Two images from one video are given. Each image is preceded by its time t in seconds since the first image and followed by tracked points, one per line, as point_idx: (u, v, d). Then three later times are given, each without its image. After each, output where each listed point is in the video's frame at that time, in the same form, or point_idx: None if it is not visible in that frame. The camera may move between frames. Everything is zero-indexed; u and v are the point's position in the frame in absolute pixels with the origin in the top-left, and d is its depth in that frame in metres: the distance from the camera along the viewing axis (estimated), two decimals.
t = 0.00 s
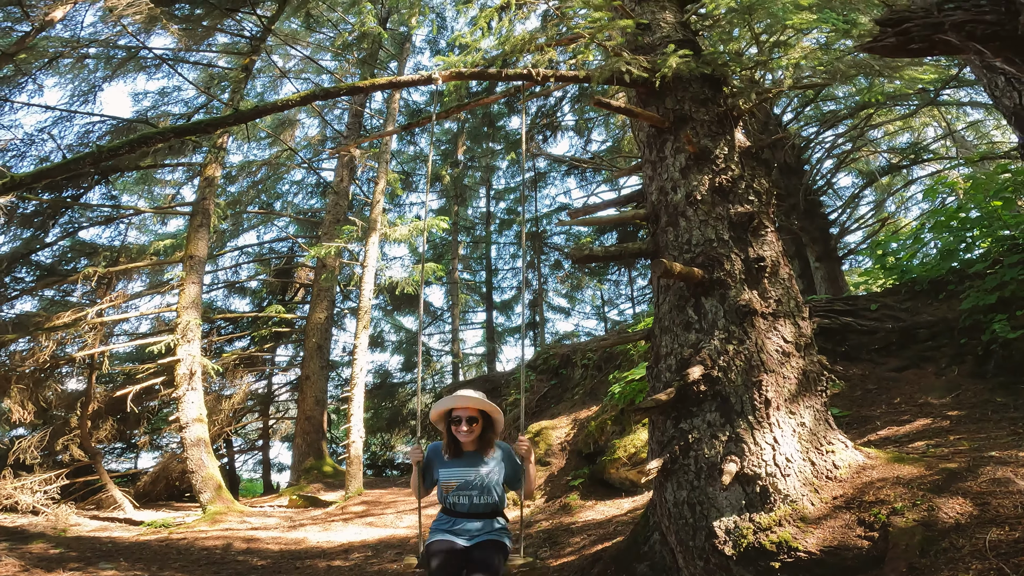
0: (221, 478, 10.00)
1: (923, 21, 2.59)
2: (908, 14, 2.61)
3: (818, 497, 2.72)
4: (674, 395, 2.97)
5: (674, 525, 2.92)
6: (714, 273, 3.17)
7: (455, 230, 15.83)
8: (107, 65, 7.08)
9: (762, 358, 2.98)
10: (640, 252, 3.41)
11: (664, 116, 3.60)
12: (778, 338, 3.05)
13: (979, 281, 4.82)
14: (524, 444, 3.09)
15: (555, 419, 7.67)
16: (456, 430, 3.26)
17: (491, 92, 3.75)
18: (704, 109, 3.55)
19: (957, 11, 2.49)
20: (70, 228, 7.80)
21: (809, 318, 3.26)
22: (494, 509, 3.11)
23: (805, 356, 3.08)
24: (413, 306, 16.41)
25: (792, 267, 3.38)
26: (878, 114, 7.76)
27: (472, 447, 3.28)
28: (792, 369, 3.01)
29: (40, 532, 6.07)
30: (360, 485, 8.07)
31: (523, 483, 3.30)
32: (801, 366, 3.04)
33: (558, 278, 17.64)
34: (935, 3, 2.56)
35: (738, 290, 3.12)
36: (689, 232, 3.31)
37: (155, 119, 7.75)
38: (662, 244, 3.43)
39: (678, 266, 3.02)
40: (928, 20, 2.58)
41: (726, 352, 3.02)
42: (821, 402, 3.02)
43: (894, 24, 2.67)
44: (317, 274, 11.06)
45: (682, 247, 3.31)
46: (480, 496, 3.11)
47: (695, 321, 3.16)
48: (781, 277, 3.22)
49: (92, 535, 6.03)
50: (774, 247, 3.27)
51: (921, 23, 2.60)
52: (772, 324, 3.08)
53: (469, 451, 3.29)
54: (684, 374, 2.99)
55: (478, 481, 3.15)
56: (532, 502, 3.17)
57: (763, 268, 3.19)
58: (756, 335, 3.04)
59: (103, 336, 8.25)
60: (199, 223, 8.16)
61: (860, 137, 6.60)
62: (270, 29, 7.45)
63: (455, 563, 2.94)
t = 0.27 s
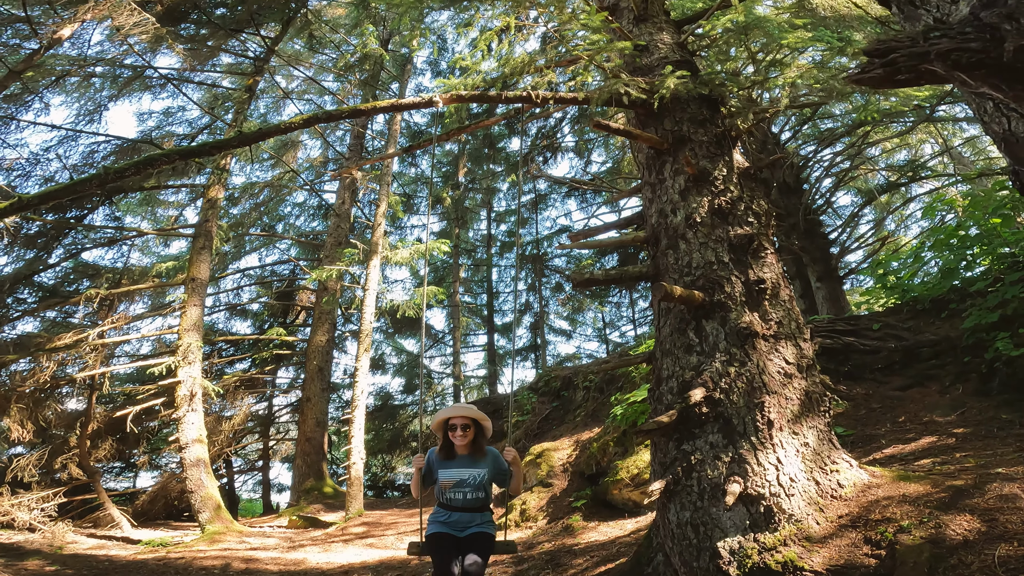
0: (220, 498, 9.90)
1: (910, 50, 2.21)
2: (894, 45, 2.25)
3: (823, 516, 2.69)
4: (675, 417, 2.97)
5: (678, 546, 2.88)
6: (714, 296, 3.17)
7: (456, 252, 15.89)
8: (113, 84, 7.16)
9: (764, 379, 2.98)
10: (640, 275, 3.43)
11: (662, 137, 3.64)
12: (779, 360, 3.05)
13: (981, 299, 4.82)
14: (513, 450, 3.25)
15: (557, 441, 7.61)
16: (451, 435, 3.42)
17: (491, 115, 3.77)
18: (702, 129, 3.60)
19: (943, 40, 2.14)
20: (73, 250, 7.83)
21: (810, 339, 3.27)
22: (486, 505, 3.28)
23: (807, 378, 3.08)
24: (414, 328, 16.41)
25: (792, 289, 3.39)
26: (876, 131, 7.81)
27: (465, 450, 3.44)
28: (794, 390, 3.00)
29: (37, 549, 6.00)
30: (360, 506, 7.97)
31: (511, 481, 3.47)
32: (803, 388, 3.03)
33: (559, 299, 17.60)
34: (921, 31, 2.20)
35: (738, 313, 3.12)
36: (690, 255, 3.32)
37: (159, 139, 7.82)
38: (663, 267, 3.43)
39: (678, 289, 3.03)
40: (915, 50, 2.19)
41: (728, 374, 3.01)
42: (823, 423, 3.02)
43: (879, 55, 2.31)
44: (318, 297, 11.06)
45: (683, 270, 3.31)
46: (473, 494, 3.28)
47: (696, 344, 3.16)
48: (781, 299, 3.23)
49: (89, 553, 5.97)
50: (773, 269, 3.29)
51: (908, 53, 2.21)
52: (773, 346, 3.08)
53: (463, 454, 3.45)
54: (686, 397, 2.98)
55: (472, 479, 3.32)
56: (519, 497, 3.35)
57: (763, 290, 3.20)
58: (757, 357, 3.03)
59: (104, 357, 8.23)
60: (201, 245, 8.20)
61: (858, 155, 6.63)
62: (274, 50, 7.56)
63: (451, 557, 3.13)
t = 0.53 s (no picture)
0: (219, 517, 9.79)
1: (901, 82, 2.16)
2: (886, 76, 2.20)
3: (829, 534, 2.65)
4: (678, 439, 2.94)
5: (682, 568, 2.85)
6: (715, 319, 3.17)
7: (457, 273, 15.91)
8: (119, 103, 7.27)
9: (767, 401, 2.96)
10: (642, 298, 3.45)
11: (662, 158, 3.68)
12: (782, 381, 3.04)
13: (983, 317, 4.80)
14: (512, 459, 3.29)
15: (559, 461, 7.55)
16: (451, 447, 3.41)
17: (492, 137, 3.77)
18: (701, 151, 3.65)
19: (932, 71, 2.08)
20: (76, 270, 7.86)
21: (813, 361, 3.25)
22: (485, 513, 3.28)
23: (810, 399, 3.06)
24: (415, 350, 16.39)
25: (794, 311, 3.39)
26: (874, 149, 7.88)
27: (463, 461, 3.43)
28: (798, 411, 2.98)
29: (33, 565, 5.93)
30: (360, 527, 7.87)
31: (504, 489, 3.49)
32: (807, 408, 3.02)
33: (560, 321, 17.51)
34: (913, 61, 2.13)
35: (740, 335, 3.12)
36: (690, 277, 3.33)
37: (164, 159, 7.90)
38: (664, 290, 3.44)
39: (679, 312, 3.03)
40: (906, 81, 2.15)
41: (730, 396, 3.00)
42: (828, 443, 2.99)
43: (873, 85, 2.28)
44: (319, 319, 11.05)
45: (684, 293, 3.32)
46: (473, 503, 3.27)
47: (698, 366, 3.15)
48: (783, 321, 3.23)
49: (86, 569, 5.90)
50: (775, 291, 3.29)
51: (900, 85, 2.17)
52: (776, 367, 3.07)
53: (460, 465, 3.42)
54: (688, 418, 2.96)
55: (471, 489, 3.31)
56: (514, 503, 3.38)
57: (765, 311, 3.20)
58: (760, 379, 3.02)
59: (105, 377, 8.21)
60: (204, 266, 8.24)
61: (857, 174, 6.66)
62: (277, 70, 7.70)
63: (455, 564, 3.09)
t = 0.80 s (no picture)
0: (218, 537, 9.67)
1: (894, 111, 1.99)
2: (877, 106, 2.04)
3: (837, 554, 2.63)
4: (681, 461, 2.92)
5: None
6: (717, 342, 3.17)
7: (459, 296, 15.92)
8: (124, 123, 7.36)
9: (770, 423, 2.95)
10: (643, 321, 3.45)
11: (662, 181, 3.70)
12: (786, 403, 3.04)
13: (987, 337, 4.77)
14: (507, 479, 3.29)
15: (561, 483, 7.48)
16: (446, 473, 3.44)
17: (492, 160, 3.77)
18: (701, 172, 3.67)
19: (925, 99, 1.91)
20: (79, 292, 7.88)
21: (817, 383, 3.25)
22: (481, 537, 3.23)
23: (814, 420, 3.06)
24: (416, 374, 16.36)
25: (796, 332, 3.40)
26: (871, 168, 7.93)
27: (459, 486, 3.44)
28: (802, 432, 2.98)
29: None
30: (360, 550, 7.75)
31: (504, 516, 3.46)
32: (811, 429, 3.01)
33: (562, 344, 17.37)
34: (905, 90, 1.96)
35: (742, 358, 3.12)
36: (692, 300, 3.33)
37: (168, 180, 7.97)
38: (666, 313, 3.44)
39: (680, 336, 3.03)
40: (898, 111, 1.97)
41: (733, 418, 2.99)
42: (834, 463, 2.98)
43: (865, 117, 2.10)
44: (320, 341, 11.01)
45: (686, 316, 3.32)
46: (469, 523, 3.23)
47: (700, 390, 3.14)
48: (785, 343, 3.24)
49: None
50: (776, 313, 3.30)
51: (892, 115, 2.00)
52: (779, 389, 3.07)
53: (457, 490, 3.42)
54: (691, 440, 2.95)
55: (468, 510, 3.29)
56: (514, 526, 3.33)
57: (766, 334, 3.20)
58: (763, 402, 3.01)
59: (106, 399, 8.18)
60: (206, 289, 8.27)
61: (856, 194, 6.67)
62: (281, 92, 7.83)
63: None
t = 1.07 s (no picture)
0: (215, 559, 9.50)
1: (884, 143, 2.08)
2: (870, 138, 2.12)
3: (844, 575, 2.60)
4: (685, 482, 2.89)
5: None
6: (719, 365, 3.19)
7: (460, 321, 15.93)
8: (129, 144, 7.45)
9: (773, 443, 2.95)
10: (645, 345, 3.51)
11: (662, 205, 3.76)
12: (788, 424, 3.05)
13: (990, 356, 4.75)
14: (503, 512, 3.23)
15: (563, 506, 7.39)
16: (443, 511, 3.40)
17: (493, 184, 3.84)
18: (700, 196, 3.74)
19: (914, 129, 2.01)
20: (81, 314, 7.90)
21: (819, 405, 3.27)
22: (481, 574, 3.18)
23: (817, 440, 3.08)
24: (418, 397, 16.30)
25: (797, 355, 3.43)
26: (869, 187, 7.99)
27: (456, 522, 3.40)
28: (805, 453, 2.99)
29: None
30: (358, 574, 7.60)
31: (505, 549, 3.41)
32: (814, 449, 3.03)
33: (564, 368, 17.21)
34: (894, 121, 2.06)
35: (744, 380, 3.13)
36: (693, 323, 3.38)
37: (171, 202, 8.02)
38: (668, 336, 3.51)
39: (682, 359, 3.06)
40: (889, 142, 2.06)
41: (736, 439, 2.98)
42: (838, 483, 2.99)
43: (858, 148, 2.18)
44: (321, 365, 10.95)
45: (687, 339, 3.36)
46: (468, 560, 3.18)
47: (702, 412, 3.14)
48: (786, 365, 3.27)
49: None
50: (776, 336, 3.34)
51: (883, 146, 2.08)
52: (781, 411, 3.08)
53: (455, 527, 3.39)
54: (694, 462, 2.94)
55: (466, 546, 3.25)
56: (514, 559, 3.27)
57: (768, 356, 3.23)
58: (766, 423, 3.01)
59: (105, 418, 8.14)
60: (207, 311, 8.28)
61: (855, 215, 6.67)
62: (285, 113, 7.97)
63: None
